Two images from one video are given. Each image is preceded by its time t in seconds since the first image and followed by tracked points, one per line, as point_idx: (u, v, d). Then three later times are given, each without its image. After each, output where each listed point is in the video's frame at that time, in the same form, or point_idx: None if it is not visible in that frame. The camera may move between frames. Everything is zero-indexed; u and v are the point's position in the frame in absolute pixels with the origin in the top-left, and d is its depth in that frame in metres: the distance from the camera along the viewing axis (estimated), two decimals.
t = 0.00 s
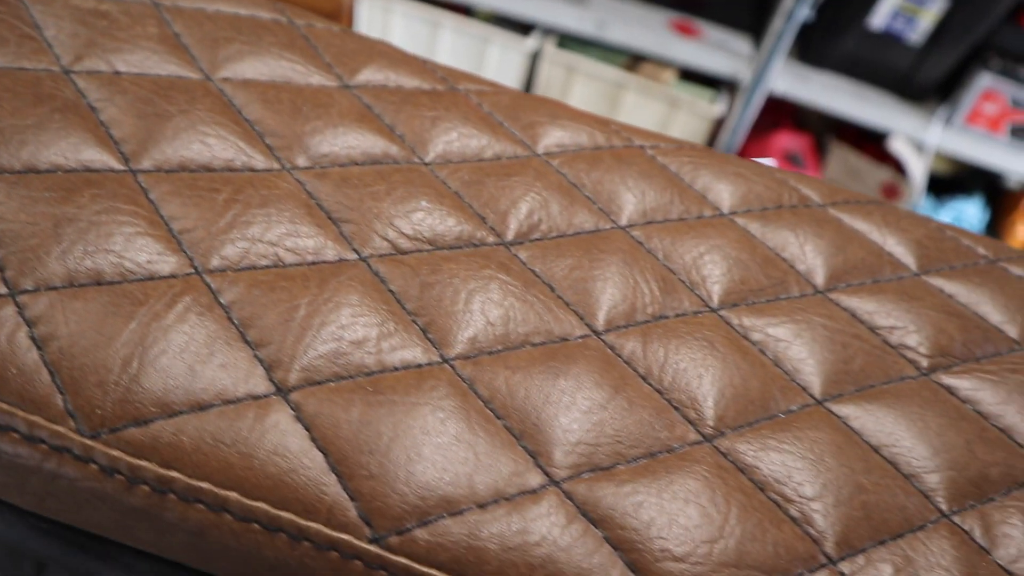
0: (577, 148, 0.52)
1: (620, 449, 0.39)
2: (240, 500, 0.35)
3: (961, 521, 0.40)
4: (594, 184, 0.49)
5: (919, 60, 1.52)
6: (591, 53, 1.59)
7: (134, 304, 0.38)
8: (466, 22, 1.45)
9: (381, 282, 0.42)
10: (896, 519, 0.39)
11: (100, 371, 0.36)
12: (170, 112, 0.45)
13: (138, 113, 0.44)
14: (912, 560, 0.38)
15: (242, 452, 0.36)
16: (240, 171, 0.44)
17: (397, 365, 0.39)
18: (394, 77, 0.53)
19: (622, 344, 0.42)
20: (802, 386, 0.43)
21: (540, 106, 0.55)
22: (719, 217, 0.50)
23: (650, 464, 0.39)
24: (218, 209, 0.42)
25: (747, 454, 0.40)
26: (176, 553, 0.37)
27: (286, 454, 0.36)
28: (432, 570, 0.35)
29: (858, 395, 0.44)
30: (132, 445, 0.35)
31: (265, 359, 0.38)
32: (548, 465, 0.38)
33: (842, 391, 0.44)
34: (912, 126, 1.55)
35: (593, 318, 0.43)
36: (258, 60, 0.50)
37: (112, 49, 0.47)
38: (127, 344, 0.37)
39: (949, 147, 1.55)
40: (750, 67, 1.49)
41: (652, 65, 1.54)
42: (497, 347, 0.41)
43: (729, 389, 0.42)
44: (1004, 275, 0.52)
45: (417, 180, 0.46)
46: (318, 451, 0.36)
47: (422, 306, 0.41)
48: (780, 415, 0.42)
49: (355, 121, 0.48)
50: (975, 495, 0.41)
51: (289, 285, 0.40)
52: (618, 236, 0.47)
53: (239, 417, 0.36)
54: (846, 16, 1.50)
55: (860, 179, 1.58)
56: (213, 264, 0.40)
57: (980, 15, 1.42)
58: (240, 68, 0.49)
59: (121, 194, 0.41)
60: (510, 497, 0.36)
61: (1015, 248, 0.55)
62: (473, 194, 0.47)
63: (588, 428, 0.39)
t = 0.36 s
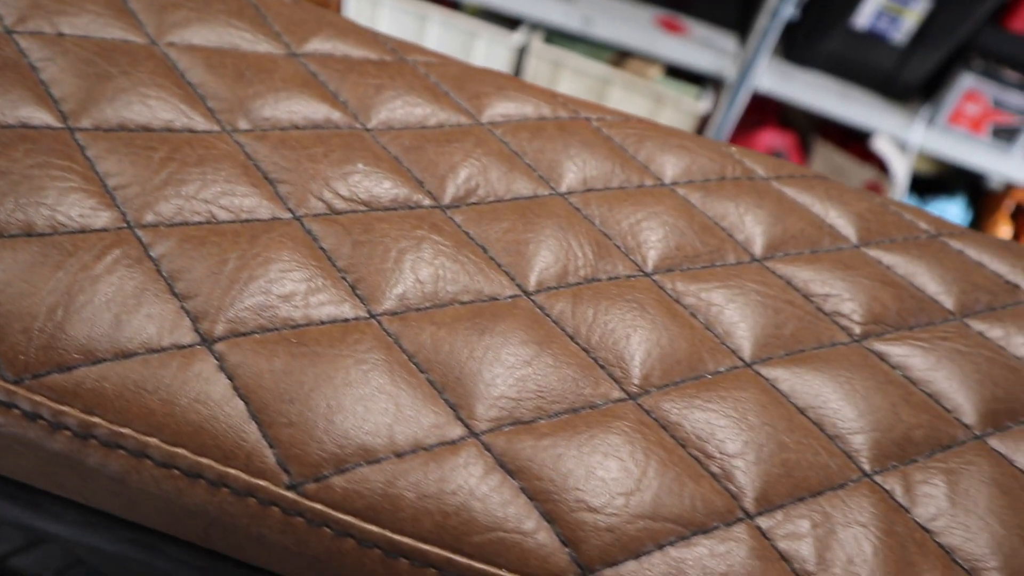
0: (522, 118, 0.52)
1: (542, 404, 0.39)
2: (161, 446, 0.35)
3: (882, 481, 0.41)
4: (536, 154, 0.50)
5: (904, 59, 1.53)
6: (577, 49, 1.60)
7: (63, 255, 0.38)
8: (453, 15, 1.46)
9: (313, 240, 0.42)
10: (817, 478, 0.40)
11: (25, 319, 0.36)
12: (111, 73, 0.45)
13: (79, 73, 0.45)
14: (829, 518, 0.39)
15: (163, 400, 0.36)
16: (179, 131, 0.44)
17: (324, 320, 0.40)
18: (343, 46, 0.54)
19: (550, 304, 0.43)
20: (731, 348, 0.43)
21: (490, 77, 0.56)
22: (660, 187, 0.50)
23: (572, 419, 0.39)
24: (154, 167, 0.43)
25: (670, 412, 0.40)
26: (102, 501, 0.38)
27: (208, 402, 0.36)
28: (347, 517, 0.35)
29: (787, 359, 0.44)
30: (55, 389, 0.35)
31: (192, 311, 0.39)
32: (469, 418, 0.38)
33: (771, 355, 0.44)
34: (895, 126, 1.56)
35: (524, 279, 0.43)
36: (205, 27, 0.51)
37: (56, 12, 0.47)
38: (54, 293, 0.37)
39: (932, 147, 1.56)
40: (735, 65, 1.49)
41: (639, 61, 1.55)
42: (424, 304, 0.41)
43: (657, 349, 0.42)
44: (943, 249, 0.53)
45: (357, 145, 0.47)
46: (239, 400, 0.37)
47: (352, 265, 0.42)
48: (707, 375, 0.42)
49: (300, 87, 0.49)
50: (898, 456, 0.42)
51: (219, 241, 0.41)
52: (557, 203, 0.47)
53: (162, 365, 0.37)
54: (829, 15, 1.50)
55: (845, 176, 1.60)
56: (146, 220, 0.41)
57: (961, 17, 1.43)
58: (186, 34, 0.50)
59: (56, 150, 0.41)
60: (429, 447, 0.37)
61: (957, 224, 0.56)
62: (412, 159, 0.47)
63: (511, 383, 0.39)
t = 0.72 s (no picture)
0: (468, 89, 0.53)
1: (467, 361, 0.40)
2: (85, 397, 0.36)
3: (808, 441, 0.41)
4: (480, 125, 0.50)
5: (887, 58, 1.51)
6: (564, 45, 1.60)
7: None
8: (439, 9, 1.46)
9: (248, 201, 0.43)
10: (743, 438, 0.40)
11: None
12: (54, 38, 0.46)
13: (21, 37, 0.45)
14: (752, 474, 0.39)
15: (90, 352, 0.36)
16: (120, 96, 0.45)
17: (254, 278, 0.40)
18: (293, 19, 0.55)
19: (482, 266, 0.43)
20: (663, 312, 0.44)
21: (439, 50, 0.56)
22: (603, 157, 0.51)
23: (495, 376, 0.39)
24: (92, 128, 0.43)
25: (595, 371, 0.40)
26: (27, 453, 0.38)
27: (133, 354, 0.37)
28: (267, 467, 0.36)
29: (719, 323, 0.44)
30: None
31: (122, 267, 0.39)
32: (395, 373, 0.39)
33: (703, 320, 0.44)
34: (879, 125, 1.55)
35: (458, 243, 0.44)
36: None
37: None
38: None
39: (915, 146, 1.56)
40: (719, 61, 1.50)
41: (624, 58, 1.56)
42: (354, 265, 0.42)
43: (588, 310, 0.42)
44: (886, 222, 0.53)
45: (299, 112, 0.47)
46: (165, 351, 0.37)
47: (286, 227, 0.42)
48: (638, 337, 0.42)
49: (246, 56, 0.50)
50: (827, 418, 0.42)
51: (153, 200, 0.41)
52: (497, 172, 0.48)
53: (89, 318, 0.37)
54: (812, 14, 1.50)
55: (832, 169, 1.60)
56: (82, 179, 0.41)
57: (946, 17, 1.42)
58: (133, 3, 0.50)
59: None
60: (352, 400, 0.38)
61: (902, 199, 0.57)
62: (355, 126, 0.48)
63: (438, 340, 0.40)
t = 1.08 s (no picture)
0: (416, 64, 0.53)
1: (397, 322, 0.40)
2: (16, 352, 0.36)
3: (739, 404, 0.41)
4: (426, 97, 0.51)
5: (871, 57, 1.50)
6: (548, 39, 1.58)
7: None
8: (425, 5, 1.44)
9: (187, 165, 0.43)
10: (673, 399, 0.41)
11: None
12: None
13: None
14: (681, 435, 0.40)
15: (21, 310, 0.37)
16: (64, 64, 0.45)
17: (188, 240, 0.41)
18: None
19: (419, 232, 0.44)
20: (598, 278, 0.44)
21: (389, 26, 0.57)
22: (549, 130, 0.51)
23: (424, 336, 0.40)
24: (34, 94, 0.43)
25: (525, 331, 0.41)
26: None
27: (63, 311, 0.37)
28: (194, 422, 0.36)
29: (654, 290, 0.45)
30: None
31: (56, 228, 0.39)
32: (325, 333, 0.39)
33: (640, 286, 0.45)
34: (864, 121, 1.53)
35: (395, 209, 0.45)
36: None
37: None
38: None
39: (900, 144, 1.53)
40: (704, 60, 1.48)
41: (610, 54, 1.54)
42: (289, 228, 0.42)
43: (521, 275, 0.43)
44: (831, 196, 0.54)
45: (244, 81, 0.48)
46: (95, 309, 0.37)
47: (223, 191, 0.43)
48: (573, 301, 0.43)
49: (194, 28, 0.50)
50: (758, 382, 0.42)
51: (90, 163, 0.41)
52: (440, 142, 0.48)
53: (21, 277, 0.37)
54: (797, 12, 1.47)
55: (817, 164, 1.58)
56: (21, 143, 0.41)
57: (930, 14, 1.41)
58: None
59: None
60: (280, 357, 0.38)
61: (849, 175, 0.57)
62: (299, 97, 0.48)
63: (369, 301, 0.41)
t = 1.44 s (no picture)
0: (366, 41, 0.54)
1: (333, 287, 0.41)
2: None
3: (674, 370, 0.42)
4: (375, 73, 0.51)
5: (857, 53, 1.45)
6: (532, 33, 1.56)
7: None
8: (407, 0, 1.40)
9: (129, 136, 0.43)
10: (608, 365, 0.41)
11: None
12: None
13: None
14: (614, 400, 0.40)
15: None
16: (9, 36, 0.45)
17: (127, 208, 0.41)
18: None
19: (358, 201, 0.44)
20: (537, 247, 0.45)
21: (341, 6, 0.57)
22: (497, 105, 0.52)
23: (359, 301, 0.40)
24: None
25: (460, 297, 0.42)
26: None
27: None
28: (127, 383, 0.36)
29: (594, 260, 0.45)
30: None
31: None
32: (260, 297, 0.40)
33: (580, 256, 0.45)
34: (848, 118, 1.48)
35: (337, 179, 0.45)
36: None
37: None
38: None
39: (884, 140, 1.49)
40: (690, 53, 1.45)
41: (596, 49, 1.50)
42: (230, 197, 0.43)
43: (460, 244, 0.44)
44: (781, 173, 0.54)
45: (192, 56, 0.48)
46: (30, 272, 0.37)
47: (164, 160, 0.43)
48: (511, 269, 0.43)
49: (143, 4, 0.50)
50: (694, 349, 0.43)
51: (31, 131, 0.41)
52: (386, 116, 0.49)
53: None
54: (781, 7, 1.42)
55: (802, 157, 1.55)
56: None
57: (914, 12, 1.36)
58: None
59: None
60: (214, 321, 0.38)
61: (800, 154, 0.58)
62: (247, 70, 0.49)
63: (305, 267, 0.41)
